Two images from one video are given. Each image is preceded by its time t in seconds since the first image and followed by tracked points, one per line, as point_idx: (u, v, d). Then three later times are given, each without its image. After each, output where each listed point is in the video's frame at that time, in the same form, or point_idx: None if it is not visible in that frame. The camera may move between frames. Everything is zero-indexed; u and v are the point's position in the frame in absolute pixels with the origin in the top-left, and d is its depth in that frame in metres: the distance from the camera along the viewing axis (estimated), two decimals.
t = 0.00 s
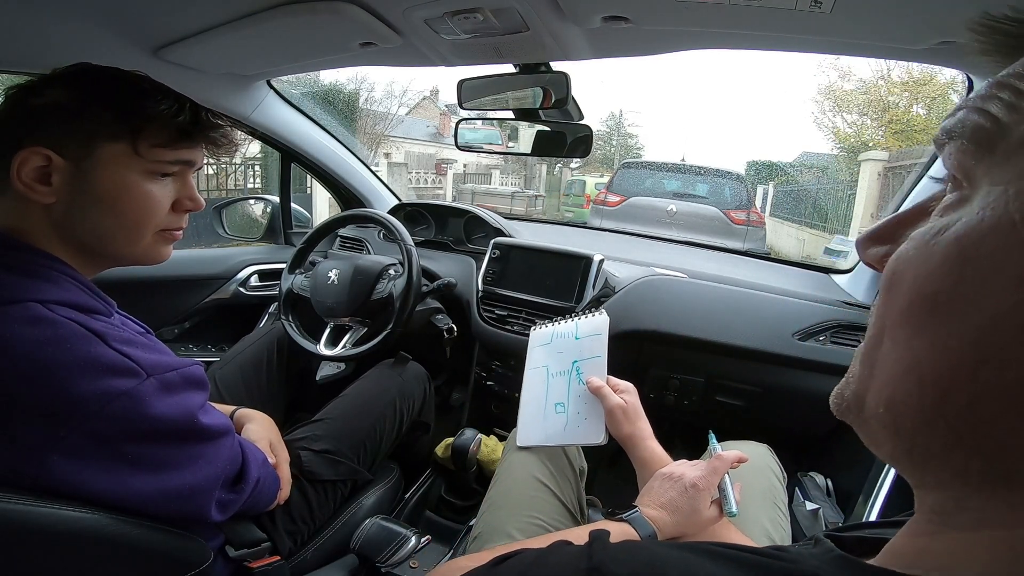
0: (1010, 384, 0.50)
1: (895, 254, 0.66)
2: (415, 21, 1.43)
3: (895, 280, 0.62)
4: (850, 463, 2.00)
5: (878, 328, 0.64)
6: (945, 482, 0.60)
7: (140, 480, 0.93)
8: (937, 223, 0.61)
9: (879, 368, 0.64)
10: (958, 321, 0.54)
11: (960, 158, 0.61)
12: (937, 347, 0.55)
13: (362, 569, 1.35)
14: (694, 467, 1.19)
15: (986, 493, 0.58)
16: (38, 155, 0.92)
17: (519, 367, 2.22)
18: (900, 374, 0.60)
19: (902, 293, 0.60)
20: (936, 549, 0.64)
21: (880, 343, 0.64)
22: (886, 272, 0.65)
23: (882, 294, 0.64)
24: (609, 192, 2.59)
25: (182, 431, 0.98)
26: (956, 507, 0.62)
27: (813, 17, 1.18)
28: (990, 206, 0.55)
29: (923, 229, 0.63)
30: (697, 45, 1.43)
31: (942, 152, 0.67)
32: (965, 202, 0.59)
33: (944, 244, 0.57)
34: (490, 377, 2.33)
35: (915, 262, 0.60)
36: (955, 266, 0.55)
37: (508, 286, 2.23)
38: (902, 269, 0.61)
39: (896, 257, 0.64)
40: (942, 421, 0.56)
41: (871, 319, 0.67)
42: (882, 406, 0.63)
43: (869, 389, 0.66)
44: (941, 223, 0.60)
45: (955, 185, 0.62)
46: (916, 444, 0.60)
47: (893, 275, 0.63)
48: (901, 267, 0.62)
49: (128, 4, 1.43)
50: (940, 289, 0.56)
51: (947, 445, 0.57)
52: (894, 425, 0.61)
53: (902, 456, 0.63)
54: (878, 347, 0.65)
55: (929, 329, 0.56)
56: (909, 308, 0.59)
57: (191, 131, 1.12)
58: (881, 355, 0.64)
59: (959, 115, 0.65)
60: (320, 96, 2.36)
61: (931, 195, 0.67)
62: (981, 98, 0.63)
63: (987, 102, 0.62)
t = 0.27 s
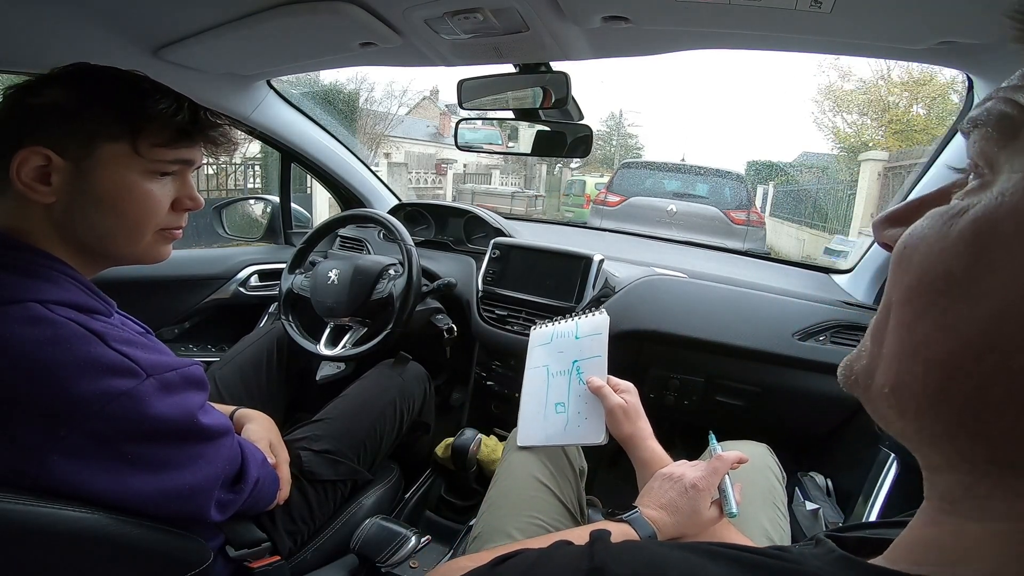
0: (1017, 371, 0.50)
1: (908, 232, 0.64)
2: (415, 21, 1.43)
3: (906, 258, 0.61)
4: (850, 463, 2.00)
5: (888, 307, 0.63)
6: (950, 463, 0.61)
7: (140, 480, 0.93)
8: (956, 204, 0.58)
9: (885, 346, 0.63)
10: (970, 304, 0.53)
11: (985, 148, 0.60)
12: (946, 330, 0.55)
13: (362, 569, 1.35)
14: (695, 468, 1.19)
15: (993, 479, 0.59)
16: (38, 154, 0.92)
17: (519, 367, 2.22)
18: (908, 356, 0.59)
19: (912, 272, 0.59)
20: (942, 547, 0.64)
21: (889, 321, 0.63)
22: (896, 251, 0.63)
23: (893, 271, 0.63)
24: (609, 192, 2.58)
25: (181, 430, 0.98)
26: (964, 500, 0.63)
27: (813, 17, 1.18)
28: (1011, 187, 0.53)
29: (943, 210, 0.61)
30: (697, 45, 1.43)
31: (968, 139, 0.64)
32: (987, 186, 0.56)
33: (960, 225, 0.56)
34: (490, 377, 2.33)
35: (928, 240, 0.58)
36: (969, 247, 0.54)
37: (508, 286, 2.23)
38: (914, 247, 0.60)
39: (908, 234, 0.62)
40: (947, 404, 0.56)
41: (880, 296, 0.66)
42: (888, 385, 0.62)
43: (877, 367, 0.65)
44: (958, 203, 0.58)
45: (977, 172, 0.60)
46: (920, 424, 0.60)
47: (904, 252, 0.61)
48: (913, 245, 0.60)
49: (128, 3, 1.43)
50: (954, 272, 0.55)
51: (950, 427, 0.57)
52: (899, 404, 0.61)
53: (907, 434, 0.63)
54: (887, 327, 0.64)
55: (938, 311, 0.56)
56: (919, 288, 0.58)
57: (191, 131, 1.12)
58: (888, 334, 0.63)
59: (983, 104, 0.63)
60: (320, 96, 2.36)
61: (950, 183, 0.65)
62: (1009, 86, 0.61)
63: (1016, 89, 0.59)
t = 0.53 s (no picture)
0: None
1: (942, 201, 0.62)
2: (415, 21, 1.43)
3: (935, 230, 0.58)
4: (850, 463, 2.00)
5: (913, 281, 0.62)
6: (960, 449, 0.61)
7: (140, 480, 0.93)
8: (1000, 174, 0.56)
9: (905, 321, 0.62)
10: (1001, 284, 0.51)
11: None
12: (971, 310, 0.53)
13: (362, 569, 1.35)
14: (695, 469, 1.19)
15: (1000, 471, 0.59)
16: (39, 154, 0.92)
17: (519, 367, 2.22)
18: (927, 336, 0.58)
19: (943, 244, 0.57)
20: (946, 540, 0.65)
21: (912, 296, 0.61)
22: (925, 222, 0.61)
23: (920, 242, 0.61)
24: (609, 192, 2.58)
25: (182, 430, 0.98)
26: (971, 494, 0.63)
27: (813, 17, 1.18)
28: None
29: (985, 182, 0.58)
30: (698, 45, 1.43)
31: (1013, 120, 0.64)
32: None
33: (1000, 198, 0.53)
34: (490, 377, 2.33)
35: (963, 212, 0.56)
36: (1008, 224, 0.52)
37: (508, 286, 2.23)
38: (946, 218, 0.58)
39: (941, 201, 0.60)
40: (964, 388, 0.55)
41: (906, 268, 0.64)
42: (904, 363, 0.62)
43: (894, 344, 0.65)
44: (1000, 176, 0.55)
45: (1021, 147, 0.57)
46: (934, 405, 0.60)
47: (934, 222, 0.59)
48: (945, 216, 0.58)
49: (128, 3, 1.42)
50: (987, 252, 0.53)
51: (964, 409, 0.57)
52: (915, 384, 0.61)
53: (919, 413, 0.63)
54: (909, 302, 0.62)
55: (966, 289, 0.54)
56: (947, 265, 0.56)
57: (191, 130, 1.12)
58: (909, 310, 0.62)
59: None
60: (320, 96, 2.35)
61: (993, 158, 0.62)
62: None
63: None
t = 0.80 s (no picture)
0: None
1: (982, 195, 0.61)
2: (415, 21, 1.43)
3: (979, 227, 0.58)
4: (850, 463, 2.00)
5: (945, 279, 0.61)
6: (980, 449, 0.61)
7: (140, 481, 0.93)
8: None
9: (933, 320, 0.62)
10: None
11: None
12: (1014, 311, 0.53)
13: (362, 569, 1.35)
14: (695, 470, 1.19)
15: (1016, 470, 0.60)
16: (40, 155, 0.92)
17: (519, 367, 2.22)
18: (960, 335, 0.58)
19: (986, 242, 0.57)
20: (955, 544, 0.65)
21: (943, 293, 0.61)
22: (965, 219, 0.61)
23: (958, 238, 0.61)
24: (609, 193, 2.58)
25: (182, 431, 0.98)
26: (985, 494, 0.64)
27: (813, 17, 1.18)
28: None
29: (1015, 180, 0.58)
30: (697, 45, 1.43)
31: None
32: None
33: None
34: (490, 377, 2.33)
35: (1007, 208, 0.56)
36: None
37: (508, 287, 2.23)
38: (991, 215, 0.57)
39: (985, 197, 0.59)
40: (999, 389, 0.55)
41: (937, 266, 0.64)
42: (930, 363, 0.62)
43: (917, 341, 0.65)
44: None
45: None
46: (960, 405, 0.60)
47: (978, 219, 0.59)
48: (990, 213, 0.58)
49: (129, 3, 1.42)
50: None
51: (994, 410, 0.57)
52: (941, 384, 0.61)
53: (940, 413, 0.63)
54: (937, 300, 0.62)
55: (1008, 289, 0.54)
56: (988, 263, 0.56)
57: (193, 131, 1.12)
58: (939, 308, 0.62)
59: None
60: (320, 96, 2.35)
61: None
62: None
63: None
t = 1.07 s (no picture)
0: None
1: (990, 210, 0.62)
2: (415, 21, 1.43)
3: (992, 244, 0.58)
4: (850, 464, 2.00)
5: (955, 298, 0.61)
6: (990, 468, 0.60)
7: (140, 481, 0.93)
8: None
9: (947, 338, 0.61)
10: None
11: None
12: None
13: (362, 569, 1.35)
14: (695, 470, 1.19)
15: None
16: (40, 155, 0.92)
17: (519, 367, 2.22)
18: (973, 354, 0.57)
19: (1000, 259, 0.57)
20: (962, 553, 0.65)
21: (957, 311, 0.61)
22: (971, 237, 0.61)
23: (968, 256, 0.61)
24: (609, 193, 2.58)
25: (183, 431, 0.98)
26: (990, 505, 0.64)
27: (813, 17, 1.18)
28: None
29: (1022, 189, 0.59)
30: (697, 45, 1.43)
31: None
32: None
33: None
34: (490, 377, 2.33)
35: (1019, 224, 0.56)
36: None
37: (508, 287, 2.23)
38: (1002, 232, 0.58)
39: (993, 217, 0.60)
40: (1013, 407, 0.54)
41: (944, 284, 0.64)
42: (943, 382, 0.61)
43: (927, 362, 0.64)
44: None
45: None
46: (971, 424, 0.59)
47: (988, 238, 0.59)
48: (1001, 231, 0.58)
49: (130, 4, 1.42)
50: None
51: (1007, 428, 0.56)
52: (952, 403, 0.60)
53: (951, 434, 0.62)
54: (950, 319, 0.62)
55: None
56: (1001, 282, 0.56)
57: (193, 131, 1.12)
58: (953, 326, 0.61)
59: None
60: (320, 96, 2.36)
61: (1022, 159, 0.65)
62: None
63: None
